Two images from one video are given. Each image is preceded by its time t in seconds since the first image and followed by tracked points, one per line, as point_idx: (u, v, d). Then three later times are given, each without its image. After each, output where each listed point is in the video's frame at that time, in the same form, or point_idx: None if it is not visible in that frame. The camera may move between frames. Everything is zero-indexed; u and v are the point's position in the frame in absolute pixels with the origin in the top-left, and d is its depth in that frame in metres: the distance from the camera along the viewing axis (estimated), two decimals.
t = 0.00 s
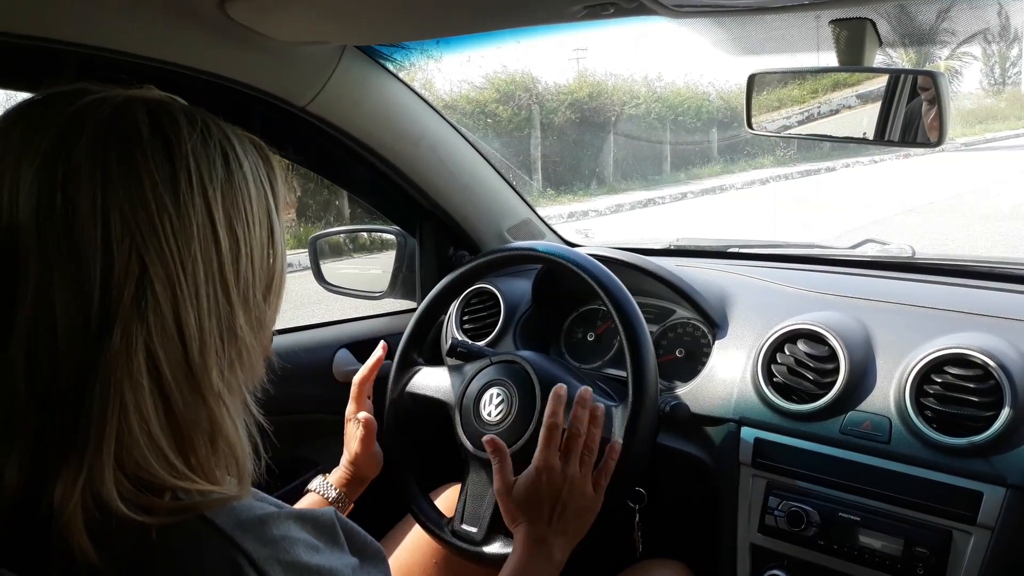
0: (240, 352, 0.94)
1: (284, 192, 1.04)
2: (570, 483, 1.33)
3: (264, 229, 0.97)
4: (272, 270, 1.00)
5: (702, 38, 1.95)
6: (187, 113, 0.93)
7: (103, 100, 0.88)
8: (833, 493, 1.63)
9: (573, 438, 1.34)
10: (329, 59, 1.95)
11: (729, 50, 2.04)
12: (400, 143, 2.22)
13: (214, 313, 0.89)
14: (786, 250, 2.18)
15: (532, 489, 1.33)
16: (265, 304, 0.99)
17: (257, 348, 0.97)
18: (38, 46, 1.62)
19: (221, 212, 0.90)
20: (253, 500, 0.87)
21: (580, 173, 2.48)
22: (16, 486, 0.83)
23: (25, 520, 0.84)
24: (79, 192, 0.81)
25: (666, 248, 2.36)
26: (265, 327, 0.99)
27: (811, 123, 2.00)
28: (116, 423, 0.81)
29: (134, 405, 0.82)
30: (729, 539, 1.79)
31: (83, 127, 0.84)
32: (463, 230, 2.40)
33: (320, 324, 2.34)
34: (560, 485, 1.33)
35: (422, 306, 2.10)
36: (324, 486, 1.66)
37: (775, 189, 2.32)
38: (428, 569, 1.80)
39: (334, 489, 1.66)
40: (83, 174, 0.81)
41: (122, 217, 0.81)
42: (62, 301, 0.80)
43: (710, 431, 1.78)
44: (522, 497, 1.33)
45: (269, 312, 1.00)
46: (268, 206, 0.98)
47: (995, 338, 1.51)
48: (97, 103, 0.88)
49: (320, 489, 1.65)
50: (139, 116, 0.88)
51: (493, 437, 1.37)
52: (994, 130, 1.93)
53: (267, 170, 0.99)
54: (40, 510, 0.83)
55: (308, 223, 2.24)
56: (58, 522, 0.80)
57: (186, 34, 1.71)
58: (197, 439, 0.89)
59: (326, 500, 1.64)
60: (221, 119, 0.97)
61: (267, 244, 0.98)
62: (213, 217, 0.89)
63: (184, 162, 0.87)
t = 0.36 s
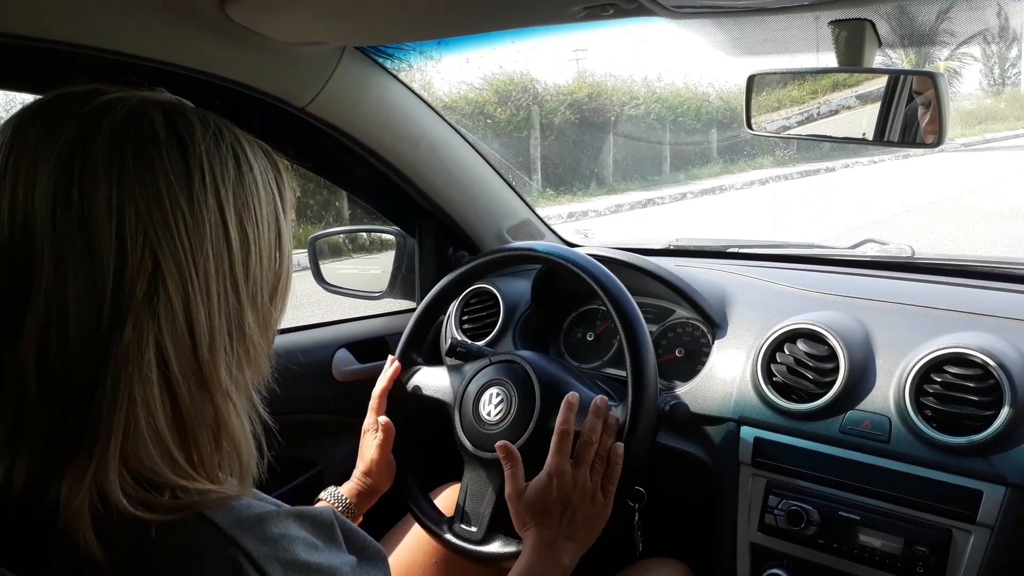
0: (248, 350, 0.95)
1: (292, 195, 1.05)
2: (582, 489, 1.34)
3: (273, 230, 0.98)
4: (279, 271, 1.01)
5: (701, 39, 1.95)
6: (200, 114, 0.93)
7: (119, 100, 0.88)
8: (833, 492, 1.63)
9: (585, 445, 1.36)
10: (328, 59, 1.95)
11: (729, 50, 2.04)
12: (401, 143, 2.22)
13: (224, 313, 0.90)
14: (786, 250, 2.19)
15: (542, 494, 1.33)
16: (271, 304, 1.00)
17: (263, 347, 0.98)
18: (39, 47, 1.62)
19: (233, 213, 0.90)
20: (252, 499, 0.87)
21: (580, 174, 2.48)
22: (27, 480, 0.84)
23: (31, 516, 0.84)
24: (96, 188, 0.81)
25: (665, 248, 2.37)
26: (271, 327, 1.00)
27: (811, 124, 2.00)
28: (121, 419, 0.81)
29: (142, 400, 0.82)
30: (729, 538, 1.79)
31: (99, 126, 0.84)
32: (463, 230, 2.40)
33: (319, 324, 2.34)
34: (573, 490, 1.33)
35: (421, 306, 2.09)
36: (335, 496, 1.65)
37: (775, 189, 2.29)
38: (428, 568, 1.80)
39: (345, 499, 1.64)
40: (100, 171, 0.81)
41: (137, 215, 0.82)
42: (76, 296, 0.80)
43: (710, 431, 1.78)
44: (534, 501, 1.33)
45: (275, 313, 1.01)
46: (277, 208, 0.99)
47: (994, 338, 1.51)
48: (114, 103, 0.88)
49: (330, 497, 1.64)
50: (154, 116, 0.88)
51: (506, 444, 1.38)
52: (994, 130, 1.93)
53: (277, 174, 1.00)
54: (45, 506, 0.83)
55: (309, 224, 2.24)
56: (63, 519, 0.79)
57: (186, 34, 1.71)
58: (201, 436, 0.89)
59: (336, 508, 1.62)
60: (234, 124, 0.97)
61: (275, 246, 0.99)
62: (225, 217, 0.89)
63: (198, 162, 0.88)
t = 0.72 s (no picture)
0: (251, 351, 0.95)
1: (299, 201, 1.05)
2: (604, 491, 1.32)
3: (279, 234, 0.98)
4: (285, 274, 1.01)
5: (701, 38, 1.95)
6: (209, 117, 0.93)
7: (131, 101, 0.89)
8: (832, 492, 1.63)
9: (617, 450, 1.32)
10: (328, 58, 1.95)
11: (729, 49, 2.04)
12: (400, 143, 2.22)
13: (229, 314, 0.90)
14: (786, 249, 2.19)
15: (564, 490, 1.31)
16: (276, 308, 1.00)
17: (267, 351, 0.98)
18: (39, 46, 1.62)
19: (239, 214, 0.90)
20: (256, 493, 0.87)
21: (579, 173, 2.48)
22: (30, 477, 0.84)
23: (32, 514, 0.84)
24: (104, 185, 0.81)
25: (666, 247, 2.37)
26: (275, 330, 1.00)
27: (811, 123, 2.00)
28: (123, 416, 0.81)
29: (144, 398, 0.82)
30: (729, 538, 1.79)
31: (111, 126, 0.85)
32: (462, 229, 2.40)
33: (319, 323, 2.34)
34: (594, 491, 1.32)
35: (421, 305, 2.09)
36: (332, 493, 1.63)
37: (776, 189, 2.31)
38: (428, 568, 1.80)
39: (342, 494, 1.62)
40: (109, 169, 0.82)
41: (143, 213, 0.82)
42: (81, 294, 0.80)
43: (710, 430, 1.77)
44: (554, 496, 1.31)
45: (280, 316, 1.01)
46: (283, 213, 0.99)
47: (994, 337, 1.51)
48: (127, 104, 0.88)
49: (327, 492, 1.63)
50: (164, 116, 0.88)
51: (541, 432, 1.34)
52: (994, 129, 1.94)
53: (284, 179, 1.00)
54: (47, 503, 0.83)
55: (309, 223, 2.25)
56: (65, 515, 0.79)
57: (186, 34, 1.70)
58: (204, 436, 0.89)
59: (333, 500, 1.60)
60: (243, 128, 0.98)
61: (281, 249, 0.98)
62: (231, 219, 0.89)
63: (206, 165, 0.88)
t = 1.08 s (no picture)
0: (255, 349, 0.95)
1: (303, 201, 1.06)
2: (603, 495, 1.33)
3: (283, 235, 0.98)
4: (290, 274, 1.01)
5: (701, 38, 1.94)
6: (214, 119, 0.94)
7: (138, 103, 0.89)
8: (833, 492, 1.63)
9: (616, 454, 1.32)
10: (328, 59, 1.96)
11: (729, 50, 2.04)
12: (401, 144, 2.23)
13: (233, 313, 0.90)
14: (786, 250, 2.18)
15: (563, 492, 1.33)
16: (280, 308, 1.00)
17: (271, 351, 0.99)
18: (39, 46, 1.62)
19: (243, 215, 0.91)
20: (255, 493, 0.87)
21: (580, 174, 2.48)
22: (34, 476, 0.84)
23: (38, 511, 0.84)
24: (110, 185, 0.81)
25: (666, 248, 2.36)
26: (278, 330, 1.00)
27: (811, 123, 1.99)
28: (128, 413, 0.81)
29: (148, 398, 0.82)
30: (729, 539, 1.79)
31: (117, 125, 0.85)
32: (463, 230, 2.41)
33: (319, 324, 2.34)
34: (594, 495, 1.32)
35: (421, 306, 2.09)
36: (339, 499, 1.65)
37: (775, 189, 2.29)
38: (428, 569, 1.80)
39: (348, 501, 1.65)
40: (115, 169, 0.82)
41: (149, 212, 0.82)
42: (87, 292, 0.81)
43: (710, 431, 1.77)
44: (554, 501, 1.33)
45: (284, 317, 1.01)
46: (288, 214, 0.99)
47: (994, 338, 1.51)
48: (134, 105, 0.89)
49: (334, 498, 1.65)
50: (169, 117, 0.89)
51: (545, 434, 1.35)
52: (993, 130, 1.92)
53: (287, 180, 1.01)
54: (51, 500, 0.83)
55: (309, 225, 2.26)
56: (69, 513, 0.79)
57: (186, 34, 1.71)
58: (206, 436, 0.89)
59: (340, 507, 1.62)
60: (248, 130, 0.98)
61: (285, 250, 0.98)
62: (235, 219, 0.89)
63: (211, 165, 0.88)
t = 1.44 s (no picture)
0: (252, 348, 0.95)
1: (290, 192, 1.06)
2: (602, 493, 1.33)
3: (273, 230, 0.98)
4: (282, 267, 1.01)
5: (700, 38, 1.94)
6: (198, 114, 0.93)
7: (120, 101, 0.89)
8: (833, 493, 1.63)
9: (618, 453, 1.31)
10: (328, 59, 1.95)
11: (729, 49, 2.04)
12: (400, 143, 2.23)
13: (229, 312, 0.90)
14: (786, 249, 2.18)
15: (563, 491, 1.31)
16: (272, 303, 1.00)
17: (265, 347, 0.98)
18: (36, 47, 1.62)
19: (234, 212, 0.90)
20: (252, 496, 0.87)
21: (579, 173, 2.47)
22: (29, 482, 0.84)
23: (33, 517, 0.84)
24: (99, 188, 0.81)
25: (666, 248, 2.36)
26: (271, 325, 1.00)
27: (811, 123, 1.99)
28: (127, 417, 0.81)
29: (144, 402, 0.82)
30: (729, 539, 1.79)
31: (101, 126, 0.85)
32: (462, 229, 2.41)
33: (319, 324, 2.34)
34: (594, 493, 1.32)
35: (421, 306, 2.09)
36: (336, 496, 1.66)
37: (777, 188, 2.27)
38: (428, 569, 1.81)
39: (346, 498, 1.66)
40: (104, 173, 0.82)
41: (140, 215, 0.82)
42: (79, 296, 0.80)
43: (710, 431, 1.77)
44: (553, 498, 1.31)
45: (276, 311, 1.01)
46: (277, 208, 0.99)
47: (994, 338, 1.51)
48: (116, 104, 0.88)
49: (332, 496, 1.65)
50: (153, 115, 0.88)
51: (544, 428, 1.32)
52: (993, 129, 1.93)
53: (274, 172, 1.00)
54: (47, 507, 0.83)
55: (309, 224, 2.26)
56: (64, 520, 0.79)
57: (184, 35, 1.70)
58: (203, 439, 0.89)
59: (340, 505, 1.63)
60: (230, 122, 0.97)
61: (275, 244, 0.98)
62: (226, 218, 0.89)
63: (198, 163, 0.88)
